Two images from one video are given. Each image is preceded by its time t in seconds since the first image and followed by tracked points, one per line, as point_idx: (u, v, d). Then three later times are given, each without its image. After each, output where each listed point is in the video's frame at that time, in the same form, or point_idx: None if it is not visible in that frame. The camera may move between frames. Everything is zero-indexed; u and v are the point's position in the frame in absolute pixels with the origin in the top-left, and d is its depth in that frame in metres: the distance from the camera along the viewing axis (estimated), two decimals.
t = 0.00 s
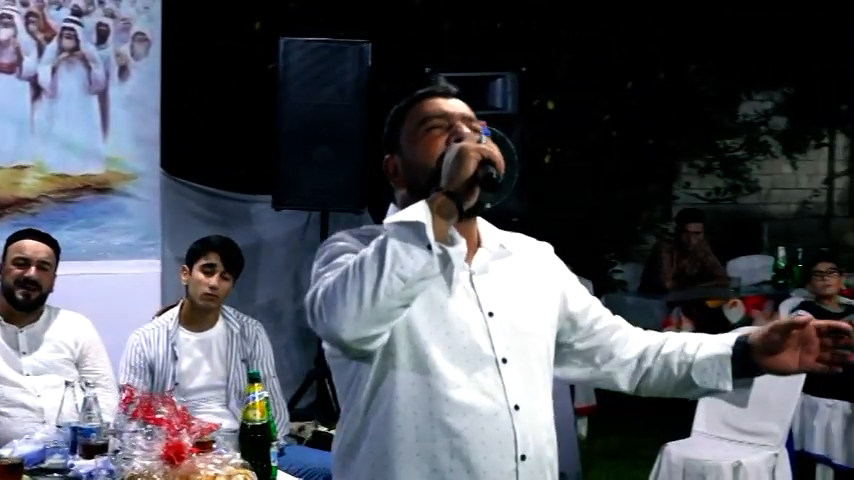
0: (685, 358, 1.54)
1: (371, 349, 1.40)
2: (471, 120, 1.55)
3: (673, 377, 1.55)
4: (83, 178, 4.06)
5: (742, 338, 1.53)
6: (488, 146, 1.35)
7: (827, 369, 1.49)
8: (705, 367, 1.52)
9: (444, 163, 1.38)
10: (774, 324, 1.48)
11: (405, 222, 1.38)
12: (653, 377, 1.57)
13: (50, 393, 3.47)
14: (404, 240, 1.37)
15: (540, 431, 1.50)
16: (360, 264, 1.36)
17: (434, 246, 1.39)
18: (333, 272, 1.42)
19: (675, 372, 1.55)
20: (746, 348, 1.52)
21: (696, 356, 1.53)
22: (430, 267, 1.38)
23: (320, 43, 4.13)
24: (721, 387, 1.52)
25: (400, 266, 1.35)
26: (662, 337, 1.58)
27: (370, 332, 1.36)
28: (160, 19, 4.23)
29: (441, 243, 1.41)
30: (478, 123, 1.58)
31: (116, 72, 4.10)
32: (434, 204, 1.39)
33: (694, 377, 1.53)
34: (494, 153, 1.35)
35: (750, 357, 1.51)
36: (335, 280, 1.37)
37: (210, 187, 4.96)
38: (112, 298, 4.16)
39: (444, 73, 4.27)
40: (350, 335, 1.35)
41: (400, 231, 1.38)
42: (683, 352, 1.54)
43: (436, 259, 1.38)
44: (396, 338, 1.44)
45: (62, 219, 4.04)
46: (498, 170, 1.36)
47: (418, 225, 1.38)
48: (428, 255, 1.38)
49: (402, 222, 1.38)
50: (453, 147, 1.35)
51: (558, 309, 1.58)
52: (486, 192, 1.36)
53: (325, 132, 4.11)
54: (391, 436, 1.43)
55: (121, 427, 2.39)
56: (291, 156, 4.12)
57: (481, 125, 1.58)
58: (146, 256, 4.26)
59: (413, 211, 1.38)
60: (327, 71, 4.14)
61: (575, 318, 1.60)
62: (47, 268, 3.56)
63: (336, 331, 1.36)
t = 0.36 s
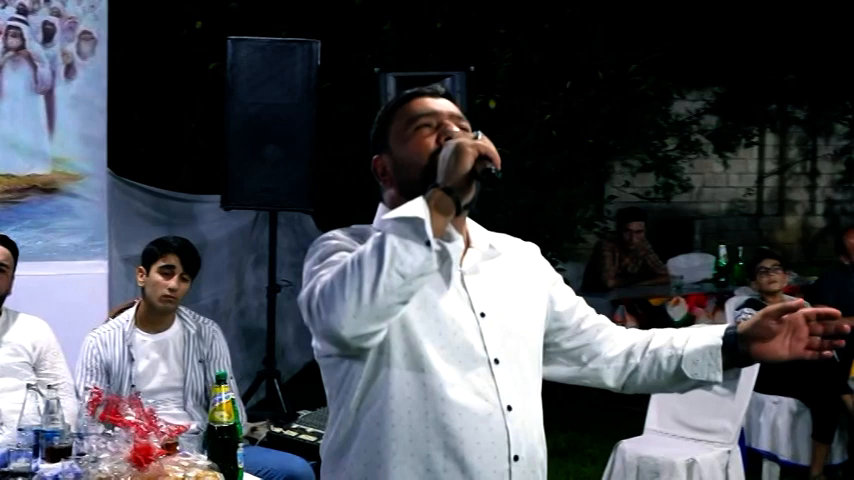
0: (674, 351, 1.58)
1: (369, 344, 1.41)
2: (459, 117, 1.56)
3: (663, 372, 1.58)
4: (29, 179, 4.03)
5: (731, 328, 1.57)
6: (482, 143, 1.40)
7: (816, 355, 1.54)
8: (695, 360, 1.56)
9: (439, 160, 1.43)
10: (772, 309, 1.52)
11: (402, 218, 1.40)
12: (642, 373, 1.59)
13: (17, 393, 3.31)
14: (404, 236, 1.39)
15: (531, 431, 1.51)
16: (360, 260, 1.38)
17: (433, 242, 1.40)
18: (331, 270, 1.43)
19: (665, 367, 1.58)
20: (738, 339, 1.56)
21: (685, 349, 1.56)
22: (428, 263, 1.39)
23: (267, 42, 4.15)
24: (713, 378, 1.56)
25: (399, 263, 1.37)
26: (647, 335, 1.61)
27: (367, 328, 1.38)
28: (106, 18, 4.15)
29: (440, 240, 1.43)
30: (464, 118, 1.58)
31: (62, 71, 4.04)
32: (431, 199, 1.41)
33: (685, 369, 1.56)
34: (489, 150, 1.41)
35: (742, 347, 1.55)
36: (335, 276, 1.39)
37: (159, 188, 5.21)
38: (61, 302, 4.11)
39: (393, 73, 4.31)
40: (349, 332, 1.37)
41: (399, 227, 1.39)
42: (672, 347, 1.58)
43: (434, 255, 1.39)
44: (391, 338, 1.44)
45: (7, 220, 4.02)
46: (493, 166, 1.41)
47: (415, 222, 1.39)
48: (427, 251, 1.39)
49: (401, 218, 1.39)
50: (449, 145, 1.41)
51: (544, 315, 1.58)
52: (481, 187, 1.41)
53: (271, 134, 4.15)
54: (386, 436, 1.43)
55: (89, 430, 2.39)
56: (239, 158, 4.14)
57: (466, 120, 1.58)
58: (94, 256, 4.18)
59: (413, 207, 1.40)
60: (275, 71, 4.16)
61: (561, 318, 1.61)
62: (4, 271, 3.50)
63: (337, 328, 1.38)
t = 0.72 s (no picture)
0: (661, 348, 1.59)
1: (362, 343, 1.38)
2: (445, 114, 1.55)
3: (650, 368, 1.59)
4: None
5: (718, 327, 1.58)
6: (477, 140, 1.37)
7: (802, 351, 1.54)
8: (682, 356, 1.57)
9: (433, 157, 1.40)
10: (761, 305, 1.54)
11: (396, 216, 1.36)
12: (630, 370, 1.61)
13: None
14: (399, 237, 1.35)
15: (523, 429, 1.51)
16: (354, 259, 1.34)
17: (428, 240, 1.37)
18: (325, 269, 1.41)
19: (652, 363, 1.59)
20: (725, 338, 1.57)
21: (672, 346, 1.58)
22: (423, 261, 1.36)
23: (222, 39, 4.19)
24: (699, 375, 1.57)
25: (395, 261, 1.34)
26: (633, 333, 1.62)
27: (362, 327, 1.35)
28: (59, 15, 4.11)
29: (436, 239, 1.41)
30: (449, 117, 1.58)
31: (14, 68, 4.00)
32: (426, 198, 1.39)
33: (672, 366, 1.58)
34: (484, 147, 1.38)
35: (729, 344, 1.56)
36: (329, 276, 1.35)
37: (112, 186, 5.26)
38: (12, 300, 4.08)
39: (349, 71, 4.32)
40: (344, 330, 1.34)
41: (393, 225, 1.36)
42: (659, 343, 1.59)
43: (430, 254, 1.36)
44: (385, 337, 1.43)
45: None
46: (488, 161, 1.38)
47: (410, 219, 1.36)
48: (422, 250, 1.36)
49: (396, 216, 1.35)
50: (443, 143, 1.39)
51: (533, 313, 1.59)
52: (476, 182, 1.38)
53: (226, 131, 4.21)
54: (380, 436, 1.43)
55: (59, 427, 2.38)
56: (194, 155, 4.19)
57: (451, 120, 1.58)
58: (46, 255, 4.13)
59: (408, 205, 1.36)
60: (230, 68, 4.20)
61: (549, 315, 1.63)
62: None
63: (332, 328, 1.34)
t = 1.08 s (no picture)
0: (647, 344, 1.60)
1: (356, 344, 1.37)
2: (434, 112, 1.51)
3: (637, 364, 1.60)
4: None
5: (704, 323, 1.59)
6: (469, 138, 1.36)
7: (790, 344, 1.54)
8: (669, 352, 1.58)
9: (424, 154, 1.37)
10: (747, 299, 1.55)
11: (390, 213, 1.34)
12: (618, 367, 1.61)
13: None
14: (392, 234, 1.34)
15: (512, 427, 1.52)
16: (348, 256, 1.32)
17: (420, 237, 1.35)
18: (317, 268, 1.39)
19: (639, 359, 1.60)
20: (712, 334, 1.57)
21: (659, 342, 1.59)
22: (417, 259, 1.35)
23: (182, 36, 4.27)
24: (686, 370, 1.58)
25: (389, 259, 1.32)
26: (620, 329, 1.63)
27: (356, 326, 1.33)
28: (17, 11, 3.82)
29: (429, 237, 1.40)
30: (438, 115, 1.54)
31: None
32: (419, 195, 1.38)
33: (659, 362, 1.59)
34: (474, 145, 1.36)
35: (714, 339, 1.57)
36: (322, 274, 1.33)
37: (72, 186, 5.26)
38: None
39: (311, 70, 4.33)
40: (339, 329, 1.32)
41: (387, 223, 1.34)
42: (645, 339, 1.60)
43: (423, 251, 1.35)
44: (377, 337, 1.43)
45: None
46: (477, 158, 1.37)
47: (404, 216, 1.35)
48: (415, 247, 1.34)
49: (390, 214, 1.34)
50: (433, 140, 1.36)
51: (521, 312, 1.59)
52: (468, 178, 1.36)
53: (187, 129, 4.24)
54: (373, 435, 1.42)
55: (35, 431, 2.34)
56: (156, 153, 4.22)
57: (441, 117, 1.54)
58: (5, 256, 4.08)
59: (402, 202, 1.35)
60: (190, 65, 4.27)
61: (535, 314, 1.65)
62: None
63: (327, 326, 1.32)
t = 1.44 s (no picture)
0: (640, 341, 1.61)
1: (353, 341, 1.37)
2: (427, 107, 1.51)
3: (630, 361, 1.61)
4: None
5: (697, 319, 1.60)
6: (465, 134, 1.36)
7: (782, 339, 1.55)
8: (663, 349, 1.59)
9: (420, 151, 1.37)
10: (740, 295, 1.55)
11: (387, 210, 1.34)
12: (611, 364, 1.62)
13: None
14: (390, 230, 1.34)
15: (507, 425, 1.52)
16: (345, 254, 1.32)
17: (418, 234, 1.36)
18: (314, 265, 1.40)
19: (632, 356, 1.61)
20: (705, 330, 1.58)
21: (652, 339, 1.60)
22: (414, 256, 1.35)
23: (159, 34, 4.29)
24: (680, 366, 1.59)
25: (387, 256, 1.33)
26: (613, 327, 1.64)
27: (354, 323, 1.33)
28: None
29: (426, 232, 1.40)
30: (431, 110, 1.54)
31: None
32: (416, 191, 1.38)
33: (652, 359, 1.59)
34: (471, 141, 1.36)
35: (707, 335, 1.58)
36: (320, 271, 1.34)
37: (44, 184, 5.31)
38: None
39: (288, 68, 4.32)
40: (337, 326, 1.33)
41: (384, 220, 1.34)
42: (639, 337, 1.61)
43: (420, 248, 1.36)
44: (374, 334, 1.43)
45: None
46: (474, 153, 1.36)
47: (403, 213, 1.35)
48: (412, 244, 1.35)
49: (386, 211, 1.34)
50: (430, 135, 1.35)
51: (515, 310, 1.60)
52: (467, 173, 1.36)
53: (164, 128, 4.27)
54: (369, 433, 1.42)
55: (21, 430, 2.32)
56: (132, 151, 4.26)
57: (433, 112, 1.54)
58: None
59: (398, 200, 1.35)
60: (167, 63, 4.29)
61: (530, 311, 1.66)
62: None
63: (325, 324, 1.33)
